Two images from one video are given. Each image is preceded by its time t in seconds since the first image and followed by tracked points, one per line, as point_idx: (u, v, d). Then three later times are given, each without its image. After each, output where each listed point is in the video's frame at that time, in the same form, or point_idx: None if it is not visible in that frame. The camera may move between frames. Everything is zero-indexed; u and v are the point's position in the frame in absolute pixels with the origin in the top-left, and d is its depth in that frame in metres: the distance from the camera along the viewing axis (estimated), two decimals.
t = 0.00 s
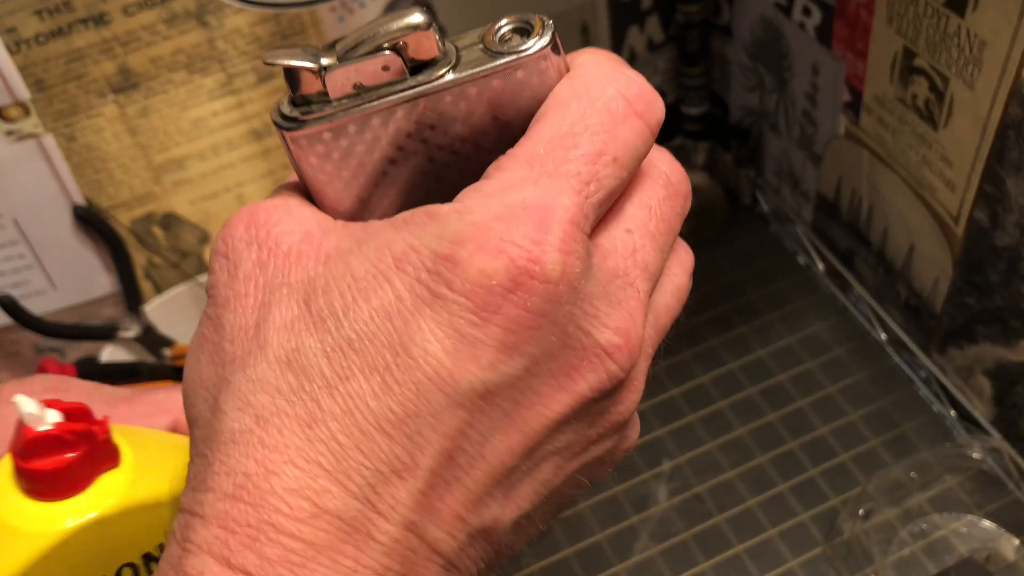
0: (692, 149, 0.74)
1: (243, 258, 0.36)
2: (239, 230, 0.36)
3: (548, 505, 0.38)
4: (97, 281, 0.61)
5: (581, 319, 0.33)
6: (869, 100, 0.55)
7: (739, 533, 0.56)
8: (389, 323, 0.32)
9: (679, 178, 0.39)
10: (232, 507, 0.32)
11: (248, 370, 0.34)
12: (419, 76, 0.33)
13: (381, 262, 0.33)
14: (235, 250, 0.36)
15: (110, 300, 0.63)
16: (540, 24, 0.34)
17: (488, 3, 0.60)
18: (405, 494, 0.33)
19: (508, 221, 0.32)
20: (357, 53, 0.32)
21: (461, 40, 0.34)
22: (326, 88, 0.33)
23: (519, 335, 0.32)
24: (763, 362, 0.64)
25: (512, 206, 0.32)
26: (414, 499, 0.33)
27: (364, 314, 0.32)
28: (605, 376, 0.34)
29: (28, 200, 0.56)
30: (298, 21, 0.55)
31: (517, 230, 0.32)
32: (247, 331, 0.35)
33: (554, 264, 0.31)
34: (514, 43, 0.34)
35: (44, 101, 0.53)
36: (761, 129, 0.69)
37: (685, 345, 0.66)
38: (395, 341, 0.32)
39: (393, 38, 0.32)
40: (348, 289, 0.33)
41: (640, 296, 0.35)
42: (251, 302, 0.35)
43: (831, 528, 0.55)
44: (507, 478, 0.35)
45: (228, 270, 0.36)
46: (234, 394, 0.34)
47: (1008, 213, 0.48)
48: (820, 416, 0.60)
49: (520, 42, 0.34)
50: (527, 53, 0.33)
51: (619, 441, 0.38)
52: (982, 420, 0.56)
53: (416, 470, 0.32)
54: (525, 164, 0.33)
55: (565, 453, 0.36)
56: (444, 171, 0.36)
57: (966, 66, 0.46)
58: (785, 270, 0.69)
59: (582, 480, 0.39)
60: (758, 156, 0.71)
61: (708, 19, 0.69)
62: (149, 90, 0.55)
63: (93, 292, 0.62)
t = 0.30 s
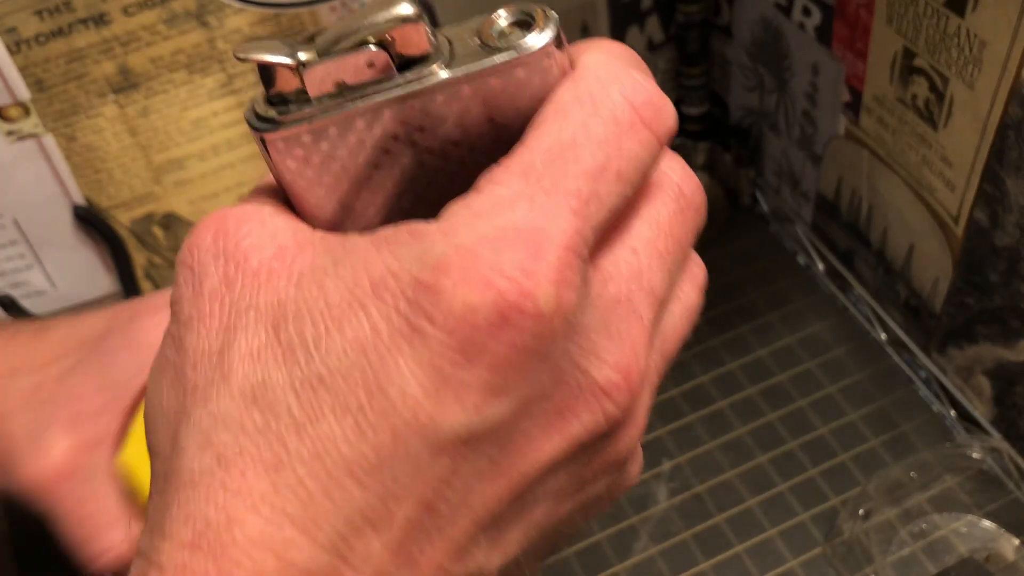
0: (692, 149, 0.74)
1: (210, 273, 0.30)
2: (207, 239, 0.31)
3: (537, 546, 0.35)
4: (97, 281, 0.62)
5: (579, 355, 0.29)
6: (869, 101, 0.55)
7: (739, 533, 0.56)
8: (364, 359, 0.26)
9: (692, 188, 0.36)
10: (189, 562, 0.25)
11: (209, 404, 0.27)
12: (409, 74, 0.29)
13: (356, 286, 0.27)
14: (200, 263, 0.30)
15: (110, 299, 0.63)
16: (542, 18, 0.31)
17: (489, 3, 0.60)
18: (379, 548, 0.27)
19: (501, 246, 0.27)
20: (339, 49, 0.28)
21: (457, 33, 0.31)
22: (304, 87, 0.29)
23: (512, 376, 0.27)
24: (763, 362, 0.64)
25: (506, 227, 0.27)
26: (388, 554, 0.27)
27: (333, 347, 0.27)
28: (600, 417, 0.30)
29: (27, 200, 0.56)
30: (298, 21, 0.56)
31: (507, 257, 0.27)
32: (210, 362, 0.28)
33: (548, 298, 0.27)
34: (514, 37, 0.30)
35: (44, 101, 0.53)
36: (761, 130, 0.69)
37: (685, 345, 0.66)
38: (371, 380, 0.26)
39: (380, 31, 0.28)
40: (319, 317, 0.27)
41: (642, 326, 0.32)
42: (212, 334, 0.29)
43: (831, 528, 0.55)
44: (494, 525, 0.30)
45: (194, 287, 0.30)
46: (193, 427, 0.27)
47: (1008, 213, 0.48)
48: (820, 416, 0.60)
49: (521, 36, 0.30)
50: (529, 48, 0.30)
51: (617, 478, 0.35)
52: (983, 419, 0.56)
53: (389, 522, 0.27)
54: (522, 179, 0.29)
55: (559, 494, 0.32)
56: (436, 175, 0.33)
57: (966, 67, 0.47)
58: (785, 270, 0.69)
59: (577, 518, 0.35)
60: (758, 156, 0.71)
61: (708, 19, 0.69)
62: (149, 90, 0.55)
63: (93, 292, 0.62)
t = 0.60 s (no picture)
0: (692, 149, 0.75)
1: (385, 408, 0.30)
2: (382, 372, 0.31)
3: None
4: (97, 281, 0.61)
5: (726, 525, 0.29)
6: (869, 101, 0.55)
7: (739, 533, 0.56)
8: (541, 517, 0.27)
9: (831, 353, 0.34)
10: None
11: (383, 535, 0.28)
12: (585, 243, 0.32)
13: (527, 440, 0.28)
14: (376, 393, 0.30)
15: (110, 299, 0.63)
16: (712, 197, 0.32)
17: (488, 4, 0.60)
18: None
19: (668, 423, 0.28)
20: (525, 217, 0.32)
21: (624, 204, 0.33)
22: (490, 247, 0.32)
23: (671, 539, 0.28)
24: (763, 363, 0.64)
25: (676, 404, 0.28)
26: None
27: (506, 499, 0.27)
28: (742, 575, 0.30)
29: (26, 201, 0.56)
30: (298, 21, 0.56)
31: (673, 434, 0.27)
32: (378, 492, 0.29)
33: (711, 476, 0.27)
34: (685, 215, 0.32)
35: (44, 101, 0.53)
36: (761, 130, 0.69)
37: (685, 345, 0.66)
38: (540, 534, 0.26)
39: (557, 205, 0.32)
40: (495, 467, 0.27)
41: (786, 491, 0.31)
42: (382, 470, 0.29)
43: (831, 528, 0.55)
44: None
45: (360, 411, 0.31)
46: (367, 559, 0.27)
47: (1008, 213, 0.48)
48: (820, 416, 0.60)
49: (691, 213, 0.32)
50: (689, 231, 0.31)
51: None
52: (983, 420, 0.56)
53: None
54: (689, 355, 0.29)
55: None
56: (583, 326, 0.34)
57: (966, 67, 0.47)
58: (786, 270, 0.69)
59: None
60: (758, 156, 0.71)
61: (708, 19, 0.68)
62: (149, 91, 0.55)
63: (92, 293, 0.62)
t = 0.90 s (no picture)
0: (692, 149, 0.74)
1: (414, 429, 0.34)
2: (410, 400, 0.35)
3: None
4: (97, 281, 0.61)
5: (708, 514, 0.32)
6: (868, 101, 0.55)
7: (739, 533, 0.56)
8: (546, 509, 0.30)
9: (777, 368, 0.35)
10: None
11: (421, 532, 0.32)
12: (576, 287, 0.32)
13: (536, 450, 0.31)
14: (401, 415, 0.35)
15: (111, 300, 0.63)
16: (677, 248, 0.32)
17: (489, 3, 0.60)
18: None
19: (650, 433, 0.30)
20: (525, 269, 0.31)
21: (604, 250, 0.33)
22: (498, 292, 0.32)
23: (655, 523, 0.30)
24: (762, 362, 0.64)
25: (654, 420, 0.30)
26: None
27: (522, 497, 0.31)
28: (712, 555, 0.32)
29: (28, 199, 0.56)
30: (298, 21, 0.56)
31: (659, 439, 0.30)
32: (417, 494, 0.33)
33: (690, 474, 0.30)
34: (655, 261, 0.32)
35: (44, 101, 0.53)
36: (761, 130, 0.69)
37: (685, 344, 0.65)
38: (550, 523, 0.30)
39: (558, 259, 0.30)
40: (507, 470, 0.31)
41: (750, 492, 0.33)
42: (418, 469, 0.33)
43: (831, 529, 0.55)
44: None
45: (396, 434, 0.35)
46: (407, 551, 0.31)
47: (1008, 213, 0.48)
48: (820, 416, 0.60)
49: (660, 260, 0.32)
50: (660, 274, 0.32)
51: None
52: (982, 420, 0.56)
53: None
54: (663, 376, 0.31)
55: None
56: (579, 355, 0.36)
57: (965, 67, 0.47)
58: (785, 270, 0.69)
59: None
60: (758, 156, 0.71)
61: (708, 19, 0.68)
62: (148, 91, 0.55)
63: (92, 293, 0.62)
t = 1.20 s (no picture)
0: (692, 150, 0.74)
1: (307, 470, 0.32)
2: (303, 441, 0.33)
3: None
4: (98, 281, 0.61)
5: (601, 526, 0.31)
6: (867, 101, 0.55)
7: (738, 533, 0.56)
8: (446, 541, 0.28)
9: (666, 372, 0.35)
10: None
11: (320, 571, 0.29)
12: (460, 314, 0.31)
13: (430, 482, 0.29)
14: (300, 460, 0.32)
15: (112, 299, 0.63)
16: (558, 267, 0.32)
17: (489, 4, 0.60)
18: None
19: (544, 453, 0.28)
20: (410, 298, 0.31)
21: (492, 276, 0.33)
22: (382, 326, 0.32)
23: (552, 545, 0.29)
24: (762, 362, 0.64)
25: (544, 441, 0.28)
26: None
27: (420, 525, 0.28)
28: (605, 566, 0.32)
29: (28, 199, 0.56)
30: (299, 22, 0.56)
31: (546, 462, 0.28)
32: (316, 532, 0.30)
33: (580, 493, 0.28)
34: (535, 283, 0.32)
35: (45, 102, 0.53)
36: (761, 130, 0.69)
37: (685, 344, 0.65)
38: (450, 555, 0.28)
39: (439, 289, 0.31)
40: (402, 504, 0.29)
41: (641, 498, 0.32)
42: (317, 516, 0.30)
43: (830, 528, 0.55)
44: None
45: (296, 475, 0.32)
46: None
47: (1006, 214, 0.48)
48: (819, 416, 0.60)
49: (539, 282, 0.32)
50: (542, 296, 0.32)
51: None
52: (981, 419, 0.56)
53: None
54: (550, 396, 0.29)
55: None
56: (474, 378, 0.34)
57: (963, 67, 0.47)
58: (784, 270, 0.69)
59: None
60: (757, 156, 0.71)
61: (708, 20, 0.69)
62: (149, 91, 0.55)
63: (94, 293, 0.62)
